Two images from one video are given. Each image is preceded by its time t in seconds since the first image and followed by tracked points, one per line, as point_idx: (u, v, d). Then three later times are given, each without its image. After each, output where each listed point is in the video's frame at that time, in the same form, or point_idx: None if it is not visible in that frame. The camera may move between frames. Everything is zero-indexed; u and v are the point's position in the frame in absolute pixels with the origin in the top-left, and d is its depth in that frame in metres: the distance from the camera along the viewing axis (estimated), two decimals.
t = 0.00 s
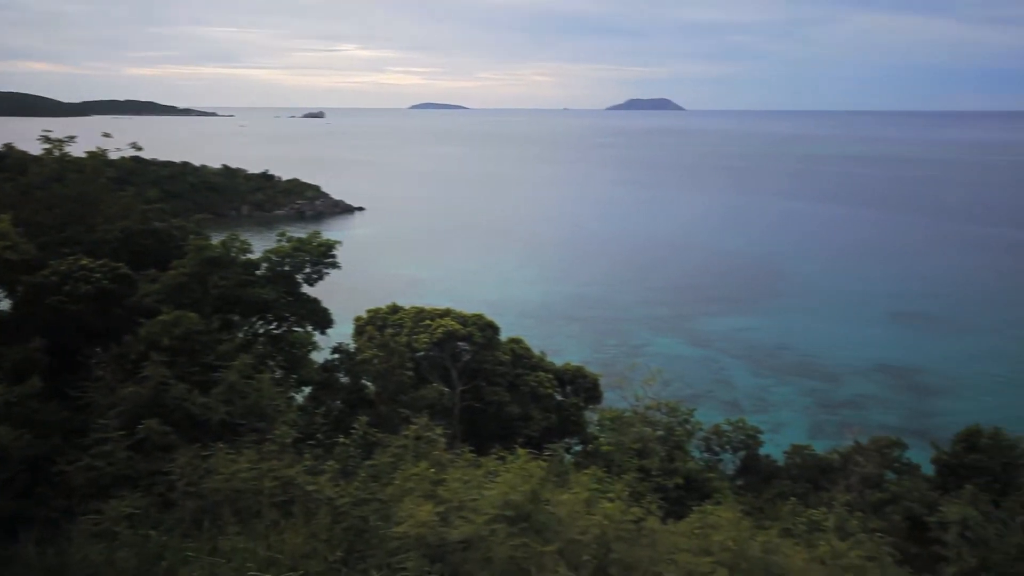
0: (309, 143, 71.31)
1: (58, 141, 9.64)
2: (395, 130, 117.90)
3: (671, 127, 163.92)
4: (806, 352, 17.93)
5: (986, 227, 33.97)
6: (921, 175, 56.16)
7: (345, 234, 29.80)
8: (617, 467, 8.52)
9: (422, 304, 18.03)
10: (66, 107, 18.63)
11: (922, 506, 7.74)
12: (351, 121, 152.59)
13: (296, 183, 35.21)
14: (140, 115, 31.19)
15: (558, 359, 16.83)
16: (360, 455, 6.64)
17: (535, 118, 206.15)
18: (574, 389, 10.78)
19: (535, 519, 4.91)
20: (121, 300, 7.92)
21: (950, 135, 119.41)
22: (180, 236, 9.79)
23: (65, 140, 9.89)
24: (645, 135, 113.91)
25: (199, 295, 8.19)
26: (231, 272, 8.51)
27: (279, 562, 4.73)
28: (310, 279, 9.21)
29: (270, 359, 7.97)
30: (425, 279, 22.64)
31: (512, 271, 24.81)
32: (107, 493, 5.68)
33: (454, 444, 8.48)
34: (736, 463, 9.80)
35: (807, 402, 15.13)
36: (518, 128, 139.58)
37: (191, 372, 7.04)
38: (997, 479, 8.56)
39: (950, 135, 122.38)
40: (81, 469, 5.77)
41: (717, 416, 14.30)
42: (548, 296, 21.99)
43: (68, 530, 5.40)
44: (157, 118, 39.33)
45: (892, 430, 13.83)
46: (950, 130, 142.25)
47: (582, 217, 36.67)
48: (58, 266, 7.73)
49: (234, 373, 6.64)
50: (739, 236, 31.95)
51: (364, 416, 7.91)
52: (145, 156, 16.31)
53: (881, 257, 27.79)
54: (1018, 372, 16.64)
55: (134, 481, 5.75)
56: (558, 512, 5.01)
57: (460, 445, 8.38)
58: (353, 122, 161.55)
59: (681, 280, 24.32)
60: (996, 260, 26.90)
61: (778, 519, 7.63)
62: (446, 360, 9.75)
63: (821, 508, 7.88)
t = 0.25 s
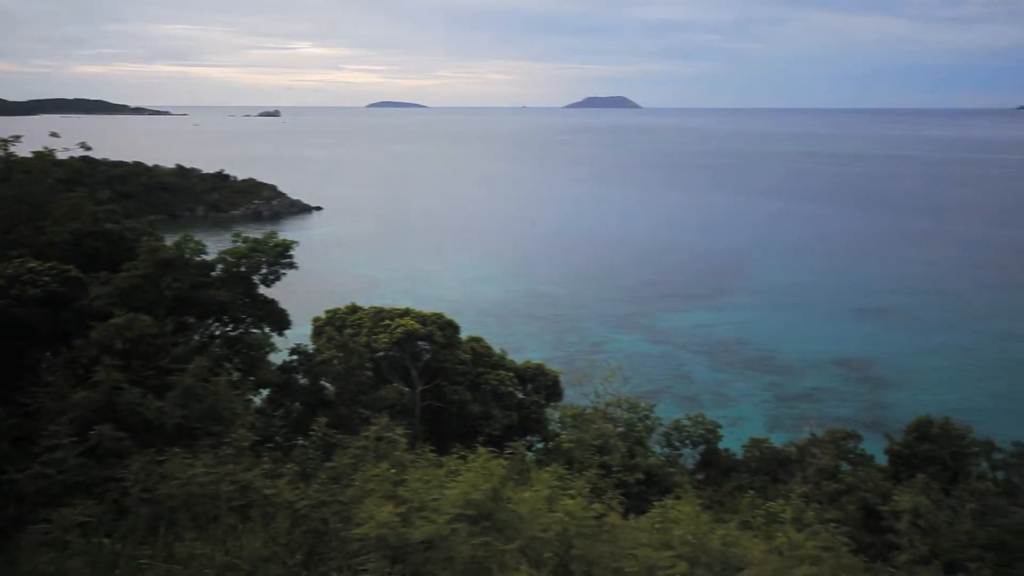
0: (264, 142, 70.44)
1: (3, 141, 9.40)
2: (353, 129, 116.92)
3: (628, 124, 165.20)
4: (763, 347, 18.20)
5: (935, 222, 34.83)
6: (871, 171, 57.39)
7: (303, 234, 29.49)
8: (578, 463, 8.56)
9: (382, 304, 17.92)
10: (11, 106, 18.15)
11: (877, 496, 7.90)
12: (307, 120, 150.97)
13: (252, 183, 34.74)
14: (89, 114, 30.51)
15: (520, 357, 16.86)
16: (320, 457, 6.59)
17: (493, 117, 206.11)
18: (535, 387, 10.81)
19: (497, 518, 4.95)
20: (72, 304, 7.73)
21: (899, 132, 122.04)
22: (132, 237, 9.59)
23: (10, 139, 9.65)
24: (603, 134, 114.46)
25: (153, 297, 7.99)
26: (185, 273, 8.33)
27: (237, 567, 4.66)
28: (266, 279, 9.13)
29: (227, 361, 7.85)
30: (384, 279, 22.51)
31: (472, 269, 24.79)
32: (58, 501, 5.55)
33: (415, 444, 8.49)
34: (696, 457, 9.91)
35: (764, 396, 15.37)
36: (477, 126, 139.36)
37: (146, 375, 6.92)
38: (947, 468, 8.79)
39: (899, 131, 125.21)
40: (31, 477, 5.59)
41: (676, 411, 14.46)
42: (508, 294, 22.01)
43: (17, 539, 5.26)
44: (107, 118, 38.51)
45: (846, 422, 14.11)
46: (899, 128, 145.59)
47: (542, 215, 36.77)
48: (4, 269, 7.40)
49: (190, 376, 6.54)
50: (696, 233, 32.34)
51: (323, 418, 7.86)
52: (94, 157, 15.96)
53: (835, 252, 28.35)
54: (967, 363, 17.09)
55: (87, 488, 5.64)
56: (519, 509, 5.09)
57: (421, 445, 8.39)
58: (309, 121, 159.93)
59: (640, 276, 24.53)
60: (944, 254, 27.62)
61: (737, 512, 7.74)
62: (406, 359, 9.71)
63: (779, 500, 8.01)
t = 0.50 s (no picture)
0: (216, 142, 69.39)
1: None
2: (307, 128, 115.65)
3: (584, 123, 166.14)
4: (719, 343, 18.45)
5: (882, 218, 35.68)
6: (820, 168, 58.56)
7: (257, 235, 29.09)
8: (537, 462, 8.57)
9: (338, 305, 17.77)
10: None
11: (830, 487, 8.05)
12: (260, 119, 148.94)
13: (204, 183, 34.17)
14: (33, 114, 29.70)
15: (478, 357, 16.86)
16: (275, 460, 6.51)
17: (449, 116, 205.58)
18: (494, 386, 10.81)
19: (456, 518, 4.95)
20: (17, 307, 7.59)
21: (847, 130, 124.45)
22: (80, 240, 9.27)
23: None
24: (558, 132, 114.80)
25: (100, 302, 7.74)
26: (135, 276, 8.06)
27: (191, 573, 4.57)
28: (220, 281, 8.98)
29: (179, 366, 7.71)
30: (340, 280, 22.33)
31: (430, 269, 24.73)
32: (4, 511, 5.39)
33: (374, 445, 8.46)
34: (654, 453, 9.98)
35: (720, 391, 15.57)
36: (433, 125, 138.87)
37: (95, 381, 6.77)
38: (897, 458, 8.99)
39: (848, 129, 128.00)
40: None
41: (634, 408, 14.59)
42: (465, 293, 21.98)
43: None
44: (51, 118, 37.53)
45: (799, 415, 14.37)
46: (848, 126, 148.75)
47: (499, 214, 36.79)
48: None
49: (141, 381, 6.41)
50: (652, 230, 32.67)
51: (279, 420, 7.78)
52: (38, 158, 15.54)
53: (787, 248, 28.88)
54: (915, 355, 17.53)
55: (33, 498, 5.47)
56: (478, 508, 5.08)
57: (380, 446, 8.37)
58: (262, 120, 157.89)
59: (598, 274, 24.71)
60: (892, 249, 28.31)
61: (694, 506, 7.84)
62: (363, 360, 9.65)
63: (735, 494, 8.14)
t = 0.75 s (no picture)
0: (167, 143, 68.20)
1: None
2: (261, 130, 114.10)
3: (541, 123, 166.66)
4: (677, 341, 18.65)
5: (834, 215, 36.39)
6: (773, 167, 59.54)
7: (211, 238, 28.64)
8: (497, 463, 8.56)
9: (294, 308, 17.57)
10: None
11: (785, 481, 8.17)
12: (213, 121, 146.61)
13: (156, 186, 33.53)
14: None
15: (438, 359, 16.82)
16: (231, 466, 6.42)
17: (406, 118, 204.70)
18: (453, 387, 10.78)
19: (415, 520, 4.92)
20: None
21: (799, 130, 126.56)
22: (26, 244, 9.09)
23: None
24: (516, 133, 114.93)
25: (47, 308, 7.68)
26: (82, 282, 7.99)
27: None
28: (172, 286, 8.71)
29: (131, 372, 7.56)
30: (296, 283, 22.09)
31: (389, 270, 24.61)
32: None
33: (332, 449, 8.39)
34: (614, 451, 10.04)
35: (678, 388, 15.74)
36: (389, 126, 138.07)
37: (43, 390, 6.61)
38: (850, 451, 9.16)
39: (800, 129, 130.38)
40: None
41: (593, 407, 14.67)
42: (424, 295, 21.89)
43: None
44: None
45: (755, 411, 14.59)
46: (799, 125, 151.43)
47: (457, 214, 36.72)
48: None
49: (90, 389, 6.27)
50: (610, 230, 32.92)
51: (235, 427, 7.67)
52: None
53: (741, 246, 29.31)
54: (867, 350, 17.91)
55: None
56: (438, 511, 5.05)
57: (339, 450, 8.31)
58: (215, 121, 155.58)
59: (556, 274, 24.82)
60: (843, 246, 28.90)
61: (653, 503, 7.90)
62: (320, 364, 9.55)
63: (693, 490, 8.22)
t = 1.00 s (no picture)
0: (115, 147, 66.81)
1: None
2: (212, 133, 112.22)
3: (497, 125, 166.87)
4: (633, 340, 18.80)
5: (785, 215, 37.04)
6: (726, 168, 60.40)
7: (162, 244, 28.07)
8: (455, 466, 8.52)
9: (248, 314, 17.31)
10: None
11: (741, 477, 8.28)
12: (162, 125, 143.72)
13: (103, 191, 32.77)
14: None
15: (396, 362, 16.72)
16: (184, 477, 6.30)
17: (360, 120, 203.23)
18: (411, 391, 10.72)
19: (372, 526, 4.87)
20: None
21: (749, 131, 128.39)
22: None
23: None
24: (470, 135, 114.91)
25: None
26: (27, 290, 7.75)
27: None
28: (120, 292, 8.53)
29: (78, 382, 7.37)
30: (250, 288, 21.78)
31: (345, 274, 24.40)
32: None
33: (288, 456, 8.28)
34: (573, 451, 10.08)
35: (636, 388, 15.86)
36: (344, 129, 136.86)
37: None
38: (803, 446, 9.31)
39: (751, 129, 132.55)
40: None
41: (552, 407, 14.73)
42: (380, 298, 21.76)
43: None
44: None
45: (712, 409, 14.77)
46: (751, 126, 153.82)
47: (413, 217, 36.52)
48: None
49: (35, 399, 6.09)
50: (566, 231, 33.07)
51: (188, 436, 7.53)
52: None
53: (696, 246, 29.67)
54: (818, 346, 18.26)
55: None
56: (396, 516, 5.02)
57: (295, 456, 8.21)
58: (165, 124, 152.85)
59: (514, 275, 24.86)
60: (794, 245, 29.43)
61: (612, 502, 7.95)
62: (275, 370, 9.42)
63: (651, 488, 8.30)
